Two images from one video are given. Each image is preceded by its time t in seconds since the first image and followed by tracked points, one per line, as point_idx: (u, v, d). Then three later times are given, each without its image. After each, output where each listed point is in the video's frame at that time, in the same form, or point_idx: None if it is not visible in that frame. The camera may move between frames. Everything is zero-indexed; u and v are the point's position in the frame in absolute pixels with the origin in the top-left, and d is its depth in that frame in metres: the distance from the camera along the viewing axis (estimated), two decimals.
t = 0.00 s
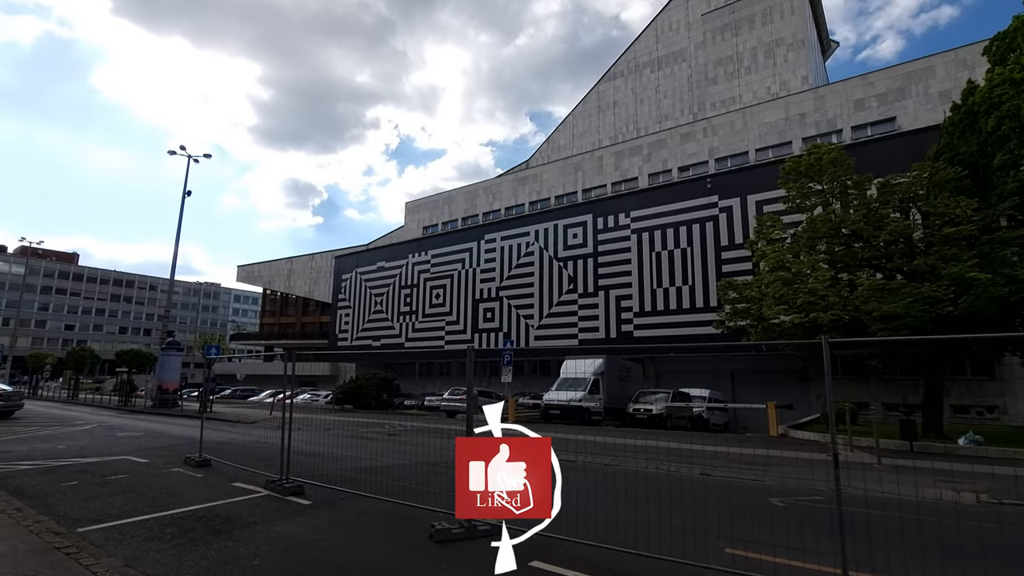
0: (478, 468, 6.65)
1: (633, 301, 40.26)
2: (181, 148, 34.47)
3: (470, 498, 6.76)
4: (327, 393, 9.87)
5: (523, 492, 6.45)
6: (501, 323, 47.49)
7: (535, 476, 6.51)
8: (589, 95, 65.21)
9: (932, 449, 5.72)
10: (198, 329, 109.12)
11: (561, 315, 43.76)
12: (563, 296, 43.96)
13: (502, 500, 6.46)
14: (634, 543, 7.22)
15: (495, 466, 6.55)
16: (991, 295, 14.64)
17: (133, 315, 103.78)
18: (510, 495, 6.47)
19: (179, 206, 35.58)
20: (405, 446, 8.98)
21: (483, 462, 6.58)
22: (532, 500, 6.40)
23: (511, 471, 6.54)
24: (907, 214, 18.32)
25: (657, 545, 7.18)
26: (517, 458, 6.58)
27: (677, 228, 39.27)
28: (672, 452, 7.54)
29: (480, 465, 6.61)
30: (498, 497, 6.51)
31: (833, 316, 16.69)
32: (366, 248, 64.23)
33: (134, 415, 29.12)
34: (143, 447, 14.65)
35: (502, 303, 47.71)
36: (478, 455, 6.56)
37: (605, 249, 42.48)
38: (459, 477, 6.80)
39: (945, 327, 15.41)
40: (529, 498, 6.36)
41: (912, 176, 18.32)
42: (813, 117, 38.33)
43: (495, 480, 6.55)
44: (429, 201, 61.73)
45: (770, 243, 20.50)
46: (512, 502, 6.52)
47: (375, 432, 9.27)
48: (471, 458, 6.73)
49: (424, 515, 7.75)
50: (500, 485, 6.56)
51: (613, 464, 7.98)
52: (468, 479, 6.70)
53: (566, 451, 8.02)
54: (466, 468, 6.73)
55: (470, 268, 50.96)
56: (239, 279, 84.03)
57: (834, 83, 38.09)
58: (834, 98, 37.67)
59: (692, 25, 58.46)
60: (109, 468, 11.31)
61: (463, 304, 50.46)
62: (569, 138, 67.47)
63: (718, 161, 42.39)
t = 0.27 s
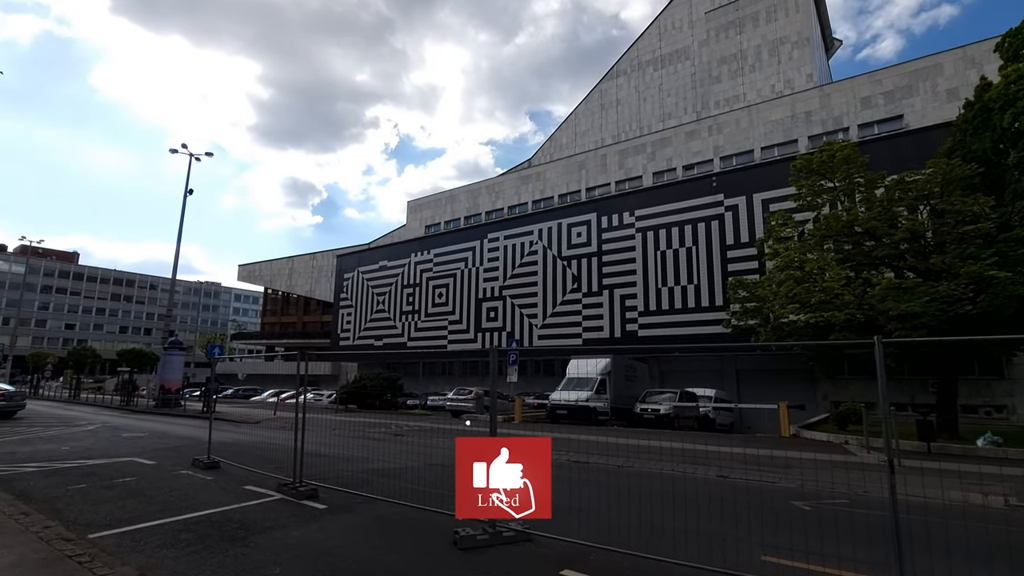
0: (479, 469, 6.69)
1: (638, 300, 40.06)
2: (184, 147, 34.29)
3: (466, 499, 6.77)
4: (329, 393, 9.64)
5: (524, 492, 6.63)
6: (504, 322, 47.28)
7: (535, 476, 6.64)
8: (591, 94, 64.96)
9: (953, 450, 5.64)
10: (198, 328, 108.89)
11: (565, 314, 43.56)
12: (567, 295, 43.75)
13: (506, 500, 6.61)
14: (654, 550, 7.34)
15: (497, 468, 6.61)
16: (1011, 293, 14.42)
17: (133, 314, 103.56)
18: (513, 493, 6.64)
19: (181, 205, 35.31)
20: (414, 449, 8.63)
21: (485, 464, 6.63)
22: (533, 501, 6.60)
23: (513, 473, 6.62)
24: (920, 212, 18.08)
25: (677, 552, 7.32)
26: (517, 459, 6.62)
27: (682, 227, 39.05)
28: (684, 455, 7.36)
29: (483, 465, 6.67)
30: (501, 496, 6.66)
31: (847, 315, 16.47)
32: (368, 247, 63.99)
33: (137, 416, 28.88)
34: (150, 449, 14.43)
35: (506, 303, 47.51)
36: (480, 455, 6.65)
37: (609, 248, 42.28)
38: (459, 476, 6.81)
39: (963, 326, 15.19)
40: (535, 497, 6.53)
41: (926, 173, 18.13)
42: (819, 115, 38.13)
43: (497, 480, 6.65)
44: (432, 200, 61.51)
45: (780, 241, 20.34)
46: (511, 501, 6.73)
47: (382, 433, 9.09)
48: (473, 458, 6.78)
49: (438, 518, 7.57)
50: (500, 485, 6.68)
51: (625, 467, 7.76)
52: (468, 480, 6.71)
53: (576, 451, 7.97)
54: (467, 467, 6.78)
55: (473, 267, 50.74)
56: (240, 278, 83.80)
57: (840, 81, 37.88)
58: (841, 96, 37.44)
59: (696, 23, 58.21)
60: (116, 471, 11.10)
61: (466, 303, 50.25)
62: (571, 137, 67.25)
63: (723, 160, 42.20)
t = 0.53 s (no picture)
0: (459, 469, 6.96)
1: (643, 298, 39.78)
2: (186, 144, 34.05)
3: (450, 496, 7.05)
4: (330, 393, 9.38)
5: (523, 492, 6.58)
6: (508, 321, 46.98)
7: (535, 475, 6.55)
8: (594, 92, 64.67)
9: (971, 450, 5.25)
10: (199, 327, 108.62)
11: (570, 313, 43.30)
12: (572, 294, 43.49)
13: (500, 500, 6.60)
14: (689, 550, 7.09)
15: (474, 468, 6.81)
16: None
17: (134, 313, 103.37)
18: (486, 494, 6.72)
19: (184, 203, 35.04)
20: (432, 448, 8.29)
21: (464, 464, 6.88)
22: (533, 502, 6.52)
23: (488, 474, 6.74)
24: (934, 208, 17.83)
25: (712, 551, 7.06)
26: (491, 459, 6.72)
27: (688, 225, 38.74)
28: (694, 452, 7.15)
29: (463, 464, 6.91)
30: (476, 497, 6.78)
31: (864, 312, 16.24)
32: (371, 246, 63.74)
33: (140, 415, 28.64)
34: (155, 448, 14.16)
35: (510, 301, 47.23)
36: (458, 455, 6.93)
37: (613, 246, 42.01)
38: (441, 474, 7.14)
39: (983, 322, 14.88)
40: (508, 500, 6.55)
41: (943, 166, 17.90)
42: (826, 112, 37.86)
43: (474, 480, 6.83)
44: (434, 199, 61.26)
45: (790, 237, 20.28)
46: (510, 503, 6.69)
47: (390, 433, 9.18)
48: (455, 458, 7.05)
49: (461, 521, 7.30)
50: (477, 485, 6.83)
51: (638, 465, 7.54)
52: (450, 478, 7.01)
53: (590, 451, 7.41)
54: (450, 466, 7.07)
55: (476, 266, 50.47)
56: (241, 277, 83.53)
57: (847, 78, 37.65)
58: (848, 93, 37.20)
59: (699, 21, 57.94)
60: (123, 470, 10.85)
61: (469, 302, 49.96)
62: (574, 135, 66.95)
63: (729, 157, 41.94)
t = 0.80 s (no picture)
0: (416, 469, 7.17)
1: (649, 299, 39.53)
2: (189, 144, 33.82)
3: (406, 498, 7.21)
4: (340, 393, 9.53)
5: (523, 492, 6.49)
6: (512, 321, 46.74)
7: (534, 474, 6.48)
8: (598, 91, 64.39)
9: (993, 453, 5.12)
10: (202, 327, 108.45)
11: (575, 313, 43.07)
12: (577, 294, 43.25)
13: (501, 500, 6.54)
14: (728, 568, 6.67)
15: (432, 468, 7.06)
16: None
17: (136, 313, 103.17)
18: (444, 493, 6.92)
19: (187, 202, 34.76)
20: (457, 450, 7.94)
21: (421, 463, 7.11)
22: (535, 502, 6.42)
23: (446, 473, 6.99)
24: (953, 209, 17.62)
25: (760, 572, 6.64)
26: (450, 459, 7.00)
27: (694, 224, 38.46)
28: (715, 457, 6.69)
29: (420, 465, 7.14)
30: (433, 497, 6.96)
31: (882, 312, 15.89)
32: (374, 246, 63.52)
33: (144, 416, 28.40)
34: (162, 451, 13.93)
35: (514, 302, 46.99)
36: (416, 455, 7.16)
37: (619, 246, 41.75)
38: (398, 477, 7.28)
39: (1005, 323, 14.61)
40: (466, 498, 6.75)
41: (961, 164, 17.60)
42: (834, 111, 37.59)
43: (432, 481, 7.06)
44: (438, 198, 61.03)
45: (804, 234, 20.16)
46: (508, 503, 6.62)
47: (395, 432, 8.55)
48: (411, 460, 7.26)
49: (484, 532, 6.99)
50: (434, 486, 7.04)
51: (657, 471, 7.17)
52: (407, 479, 7.15)
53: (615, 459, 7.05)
54: (406, 469, 7.25)
55: (480, 265, 50.23)
56: (243, 277, 83.30)
57: (855, 76, 37.37)
58: (856, 92, 36.94)
59: (704, 20, 57.63)
60: (131, 475, 10.60)
61: (473, 302, 49.71)
62: (578, 135, 66.70)
63: (735, 156, 41.71)
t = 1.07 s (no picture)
0: (412, 469, 7.09)
1: (656, 297, 39.29)
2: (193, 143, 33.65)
3: (403, 495, 7.22)
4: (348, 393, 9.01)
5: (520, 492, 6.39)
6: (517, 320, 46.56)
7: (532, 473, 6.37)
8: (603, 89, 64.12)
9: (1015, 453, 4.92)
10: (205, 327, 108.48)
11: (581, 312, 42.86)
12: (583, 293, 43.04)
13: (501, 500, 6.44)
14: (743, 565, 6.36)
15: (429, 468, 6.98)
16: None
17: (140, 313, 103.25)
18: (440, 494, 6.91)
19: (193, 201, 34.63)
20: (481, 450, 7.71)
21: (418, 464, 7.01)
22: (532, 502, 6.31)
23: (442, 474, 6.92)
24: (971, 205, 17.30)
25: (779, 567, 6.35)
26: (445, 459, 6.86)
27: (701, 223, 38.23)
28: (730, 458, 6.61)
29: (416, 464, 7.05)
30: (430, 497, 6.97)
31: (901, 310, 15.78)
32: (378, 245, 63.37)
33: (150, 416, 28.25)
34: (171, 450, 13.76)
35: (519, 301, 46.79)
36: (412, 455, 7.05)
37: (625, 245, 41.52)
38: (396, 475, 7.24)
39: None
40: (461, 500, 6.72)
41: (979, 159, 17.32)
42: (842, 108, 37.31)
43: (429, 481, 7.02)
44: (442, 197, 60.85)
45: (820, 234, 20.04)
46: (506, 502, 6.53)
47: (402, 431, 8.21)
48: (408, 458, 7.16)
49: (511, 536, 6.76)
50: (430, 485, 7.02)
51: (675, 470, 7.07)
52: (404, 478, 7.13)
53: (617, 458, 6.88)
54: (403, 467, 7.17)
55: (485, 264, 50.05)
56: (247, 277, 83.26)
57: (864, 73, 37.05)
58: (865, 89, 36.62)
59: (710, 18, 57.30)
60: (143, 475, 10.43)
61: (478, 301, 49.54)
62: (582, 134, 66.45)
63: (742, 155, 41.43)
